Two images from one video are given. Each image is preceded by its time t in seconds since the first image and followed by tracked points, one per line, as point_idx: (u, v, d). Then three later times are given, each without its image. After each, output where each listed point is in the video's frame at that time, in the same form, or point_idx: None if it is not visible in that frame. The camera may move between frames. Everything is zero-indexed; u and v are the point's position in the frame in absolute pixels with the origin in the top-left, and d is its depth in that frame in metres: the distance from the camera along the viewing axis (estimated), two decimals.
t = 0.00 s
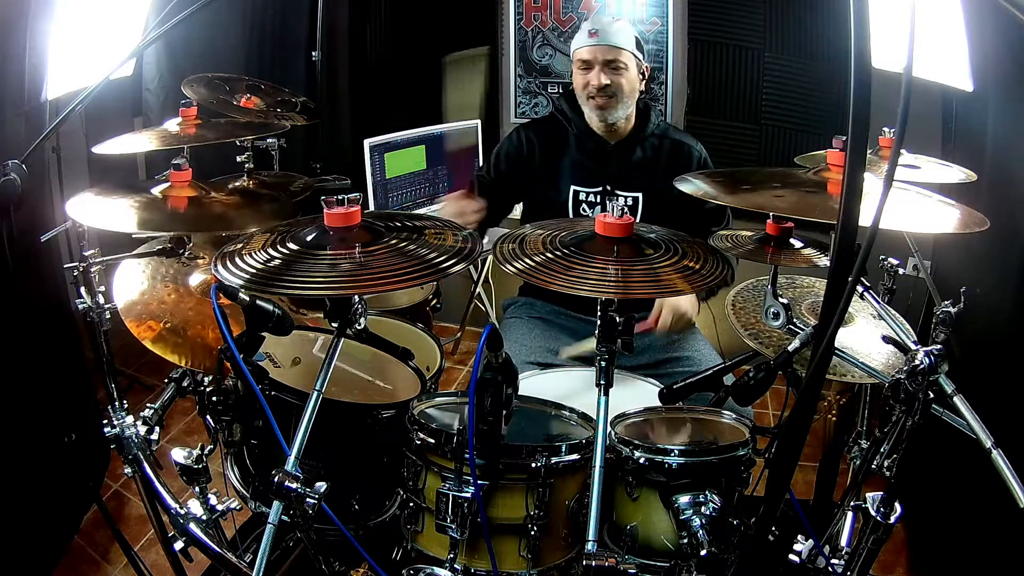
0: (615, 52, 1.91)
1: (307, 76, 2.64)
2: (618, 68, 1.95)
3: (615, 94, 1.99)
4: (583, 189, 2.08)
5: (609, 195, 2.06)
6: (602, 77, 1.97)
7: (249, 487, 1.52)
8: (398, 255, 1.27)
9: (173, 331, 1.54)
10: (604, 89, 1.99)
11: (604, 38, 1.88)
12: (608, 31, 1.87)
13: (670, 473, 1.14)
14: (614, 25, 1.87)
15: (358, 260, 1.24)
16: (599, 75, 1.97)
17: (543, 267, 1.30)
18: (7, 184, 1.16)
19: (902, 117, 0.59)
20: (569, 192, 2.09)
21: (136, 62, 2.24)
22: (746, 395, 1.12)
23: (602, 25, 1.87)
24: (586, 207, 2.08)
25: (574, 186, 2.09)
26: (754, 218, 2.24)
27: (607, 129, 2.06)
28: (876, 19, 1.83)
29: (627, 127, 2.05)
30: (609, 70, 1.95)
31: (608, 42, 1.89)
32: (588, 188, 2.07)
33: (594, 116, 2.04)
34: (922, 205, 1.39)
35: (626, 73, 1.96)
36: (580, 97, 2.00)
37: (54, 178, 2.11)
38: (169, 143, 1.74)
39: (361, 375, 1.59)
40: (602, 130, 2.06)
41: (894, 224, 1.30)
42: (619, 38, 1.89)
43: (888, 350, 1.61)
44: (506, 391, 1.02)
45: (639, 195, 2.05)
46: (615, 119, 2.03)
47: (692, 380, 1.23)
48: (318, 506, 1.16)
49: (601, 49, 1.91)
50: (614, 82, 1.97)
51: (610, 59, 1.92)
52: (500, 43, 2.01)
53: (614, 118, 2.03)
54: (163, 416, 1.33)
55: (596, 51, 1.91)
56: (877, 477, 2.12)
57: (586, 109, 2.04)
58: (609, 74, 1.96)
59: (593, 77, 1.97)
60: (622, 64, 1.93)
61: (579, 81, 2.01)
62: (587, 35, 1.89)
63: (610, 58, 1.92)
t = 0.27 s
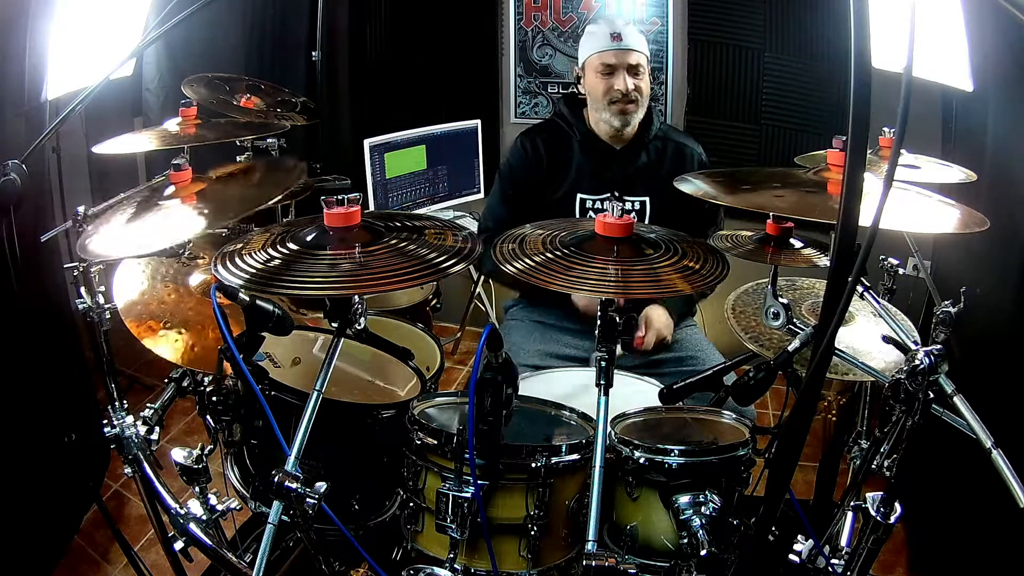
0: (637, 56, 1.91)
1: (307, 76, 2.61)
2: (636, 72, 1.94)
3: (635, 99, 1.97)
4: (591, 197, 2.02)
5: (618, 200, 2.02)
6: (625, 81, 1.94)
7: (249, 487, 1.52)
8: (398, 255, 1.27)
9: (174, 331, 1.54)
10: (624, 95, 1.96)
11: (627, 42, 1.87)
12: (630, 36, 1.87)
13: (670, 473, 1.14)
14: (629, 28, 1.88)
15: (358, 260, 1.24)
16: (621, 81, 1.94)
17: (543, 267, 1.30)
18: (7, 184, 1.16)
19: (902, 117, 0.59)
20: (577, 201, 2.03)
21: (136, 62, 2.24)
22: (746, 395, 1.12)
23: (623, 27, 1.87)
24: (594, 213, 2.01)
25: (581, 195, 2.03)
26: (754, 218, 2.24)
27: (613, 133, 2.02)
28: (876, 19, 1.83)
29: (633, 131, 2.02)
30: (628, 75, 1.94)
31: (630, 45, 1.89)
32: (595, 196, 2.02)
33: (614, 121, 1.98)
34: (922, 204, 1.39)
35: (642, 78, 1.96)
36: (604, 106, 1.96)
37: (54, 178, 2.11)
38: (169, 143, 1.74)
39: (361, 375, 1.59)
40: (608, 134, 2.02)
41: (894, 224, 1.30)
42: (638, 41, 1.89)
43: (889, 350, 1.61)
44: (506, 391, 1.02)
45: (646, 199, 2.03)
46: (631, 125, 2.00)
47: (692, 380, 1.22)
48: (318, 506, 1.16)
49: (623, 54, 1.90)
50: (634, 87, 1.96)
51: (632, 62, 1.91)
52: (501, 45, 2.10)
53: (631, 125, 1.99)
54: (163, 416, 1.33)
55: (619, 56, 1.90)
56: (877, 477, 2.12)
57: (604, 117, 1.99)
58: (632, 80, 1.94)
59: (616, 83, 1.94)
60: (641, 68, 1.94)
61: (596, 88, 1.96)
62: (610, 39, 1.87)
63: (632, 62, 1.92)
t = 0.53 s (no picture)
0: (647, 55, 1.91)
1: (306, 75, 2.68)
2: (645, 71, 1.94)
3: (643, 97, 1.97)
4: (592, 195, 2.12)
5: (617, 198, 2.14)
6: (636, 79, 1.94)
7: (249, 487, 1.52)
8: (398, 255, 1.27)
9: (173, 331, 1.55)
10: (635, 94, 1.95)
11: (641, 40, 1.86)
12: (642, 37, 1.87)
13: (670, 473, 1.14)
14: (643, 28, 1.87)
15: (358, 260, 1.24)
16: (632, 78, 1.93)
17: (543, 267, 1.30)
18: (8, 184, 1.16)
19: (902, 117, 0.59)
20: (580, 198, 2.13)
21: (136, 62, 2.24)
22: (746, 395, 1.12)
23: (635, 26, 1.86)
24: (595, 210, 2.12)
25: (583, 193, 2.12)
26: (754, 218, 2.24)
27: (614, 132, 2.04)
28: (876, 19, 1.83)
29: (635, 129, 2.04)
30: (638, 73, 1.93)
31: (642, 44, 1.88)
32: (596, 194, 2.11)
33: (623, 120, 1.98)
34: (922, 204, 1.39)
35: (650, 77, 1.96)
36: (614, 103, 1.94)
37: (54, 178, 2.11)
38: (169, 143, 1.75)
39: (361, 375, 1.59)
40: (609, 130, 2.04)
41: (894, 224, 1.30)
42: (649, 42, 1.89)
43: (889, 350, 1.61)
44: (506, 391, 1.02)
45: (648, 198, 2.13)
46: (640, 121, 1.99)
47: (693, 380, 1.22)
48: (318, 506, 1.16)
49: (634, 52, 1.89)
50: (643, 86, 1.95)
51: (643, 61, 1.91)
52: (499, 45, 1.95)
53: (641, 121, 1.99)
54: (163, 416, 1.33)
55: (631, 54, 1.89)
56: (877, 477, 2.12)
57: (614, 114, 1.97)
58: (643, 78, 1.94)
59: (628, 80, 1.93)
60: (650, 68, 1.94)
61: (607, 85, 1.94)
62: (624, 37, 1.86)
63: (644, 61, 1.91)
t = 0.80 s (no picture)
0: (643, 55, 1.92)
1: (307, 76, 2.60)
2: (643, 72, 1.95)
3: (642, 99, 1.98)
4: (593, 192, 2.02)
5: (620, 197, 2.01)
6: (632, 80, 1.94)
7: (249, 487, 1.52)
8: (398, 255, 1.27)
9: (174, 331, 1.55)
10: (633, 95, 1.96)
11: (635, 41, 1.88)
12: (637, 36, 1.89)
13: (670, 473, 1.14)
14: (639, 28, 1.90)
15: (358, 260, 1.24)
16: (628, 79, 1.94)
17: (543, 267, 1.30)
18: (7, 184, 1.16)
19: (902, 117, 0.59)
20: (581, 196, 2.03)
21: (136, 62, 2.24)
22: (746, 395, 1.12)
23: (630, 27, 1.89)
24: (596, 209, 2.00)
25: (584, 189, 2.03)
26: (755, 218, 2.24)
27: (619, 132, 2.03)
28: (876, 19, 1.83)
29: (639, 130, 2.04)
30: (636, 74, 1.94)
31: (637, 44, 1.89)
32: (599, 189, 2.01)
33: (622, 121, 1.98)
34: (921, 204, 1.39)
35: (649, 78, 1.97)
36: (612, 103, 1.95)
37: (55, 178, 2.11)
38: (170, 143, 1.74)
39: (361, 375, 1.59)
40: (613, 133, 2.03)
41: (894, 224, 1.30)
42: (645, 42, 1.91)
43: (889, 350, 1.61)
44: (506, 391, 1.02)
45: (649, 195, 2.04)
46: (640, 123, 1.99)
47: (693, 380, 1.22)
48: (318, 506, 1.16)
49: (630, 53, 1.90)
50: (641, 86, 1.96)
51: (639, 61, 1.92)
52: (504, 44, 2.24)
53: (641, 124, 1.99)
54: (163, 416, 1.33)
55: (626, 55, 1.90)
56: (877, 477, 2.12)
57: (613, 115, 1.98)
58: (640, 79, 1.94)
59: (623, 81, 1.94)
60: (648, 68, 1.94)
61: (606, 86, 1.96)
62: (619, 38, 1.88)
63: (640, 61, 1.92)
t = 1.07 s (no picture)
0: (623, 56, 1.87)
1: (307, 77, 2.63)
2: (627, 72, 1.91)
3: (627, 100, 1.95)
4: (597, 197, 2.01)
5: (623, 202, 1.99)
6: (612, 81, 1.92)
7: (249, 487, 1.52)
8: (398, 255, 1.27)
9: (173, 330, 1.54)
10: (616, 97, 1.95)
11: (611, 42, 1.84)
12: (615, 35, 1.84)
13: (670, 473, 1.14)
14: (621, 27, 1.84)
15: (358, 260, 1.24)
16: (609, 79, 1.93)
17: (543, 267, 1.30)
18: (7, 184, 1.16)
19: (902, 117, 0.59)
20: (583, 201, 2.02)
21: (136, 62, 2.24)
22: (746, 395, 1.12)
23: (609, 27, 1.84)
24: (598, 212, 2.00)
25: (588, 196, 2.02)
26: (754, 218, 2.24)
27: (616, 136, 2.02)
28: (876, 19, 1.83)
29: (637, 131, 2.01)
30: (618, 75, 1.91)
31: (615, 45, 1.85)
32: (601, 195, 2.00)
33: (607, 125, 2.00)
34: (921, 204, 1.39)
35: (636, 77, 1.92)
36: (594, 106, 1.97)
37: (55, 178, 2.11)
38: (170, 143, 1.75)
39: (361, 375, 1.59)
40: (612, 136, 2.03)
41: (894, 224, 1.30)
42: (627, 42, 1.85)
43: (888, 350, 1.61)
44: (506, 391, 1.02)
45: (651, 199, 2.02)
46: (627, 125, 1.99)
47: (692, 380, 1.22)
48: (318, 506, 1.16)
49: (609, 54, 1.87)
50: (624, 88, 1.93)
51: (617, 62, 1.88)
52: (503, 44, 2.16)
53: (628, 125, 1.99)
54: (163, 416, 1.33)
55: (604, 56, 1.88)
56: (877, 477, 2.12)
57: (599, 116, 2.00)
58: (618, 80, 1.92)
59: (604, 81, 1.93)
60: (630, 68, 1.90)
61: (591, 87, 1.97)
62: (596, 39, 1.86)
63: (619, 61, 1.88)
